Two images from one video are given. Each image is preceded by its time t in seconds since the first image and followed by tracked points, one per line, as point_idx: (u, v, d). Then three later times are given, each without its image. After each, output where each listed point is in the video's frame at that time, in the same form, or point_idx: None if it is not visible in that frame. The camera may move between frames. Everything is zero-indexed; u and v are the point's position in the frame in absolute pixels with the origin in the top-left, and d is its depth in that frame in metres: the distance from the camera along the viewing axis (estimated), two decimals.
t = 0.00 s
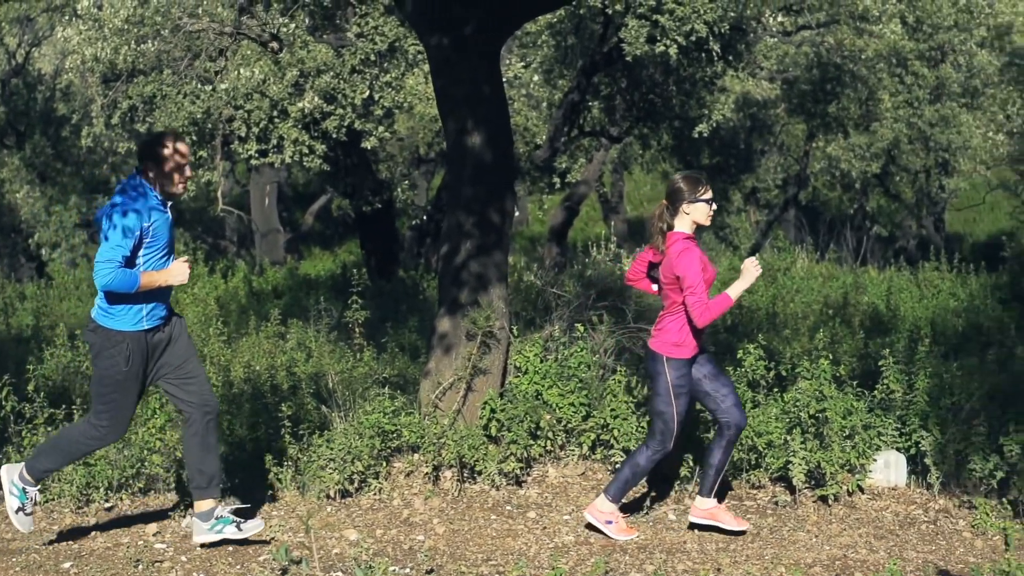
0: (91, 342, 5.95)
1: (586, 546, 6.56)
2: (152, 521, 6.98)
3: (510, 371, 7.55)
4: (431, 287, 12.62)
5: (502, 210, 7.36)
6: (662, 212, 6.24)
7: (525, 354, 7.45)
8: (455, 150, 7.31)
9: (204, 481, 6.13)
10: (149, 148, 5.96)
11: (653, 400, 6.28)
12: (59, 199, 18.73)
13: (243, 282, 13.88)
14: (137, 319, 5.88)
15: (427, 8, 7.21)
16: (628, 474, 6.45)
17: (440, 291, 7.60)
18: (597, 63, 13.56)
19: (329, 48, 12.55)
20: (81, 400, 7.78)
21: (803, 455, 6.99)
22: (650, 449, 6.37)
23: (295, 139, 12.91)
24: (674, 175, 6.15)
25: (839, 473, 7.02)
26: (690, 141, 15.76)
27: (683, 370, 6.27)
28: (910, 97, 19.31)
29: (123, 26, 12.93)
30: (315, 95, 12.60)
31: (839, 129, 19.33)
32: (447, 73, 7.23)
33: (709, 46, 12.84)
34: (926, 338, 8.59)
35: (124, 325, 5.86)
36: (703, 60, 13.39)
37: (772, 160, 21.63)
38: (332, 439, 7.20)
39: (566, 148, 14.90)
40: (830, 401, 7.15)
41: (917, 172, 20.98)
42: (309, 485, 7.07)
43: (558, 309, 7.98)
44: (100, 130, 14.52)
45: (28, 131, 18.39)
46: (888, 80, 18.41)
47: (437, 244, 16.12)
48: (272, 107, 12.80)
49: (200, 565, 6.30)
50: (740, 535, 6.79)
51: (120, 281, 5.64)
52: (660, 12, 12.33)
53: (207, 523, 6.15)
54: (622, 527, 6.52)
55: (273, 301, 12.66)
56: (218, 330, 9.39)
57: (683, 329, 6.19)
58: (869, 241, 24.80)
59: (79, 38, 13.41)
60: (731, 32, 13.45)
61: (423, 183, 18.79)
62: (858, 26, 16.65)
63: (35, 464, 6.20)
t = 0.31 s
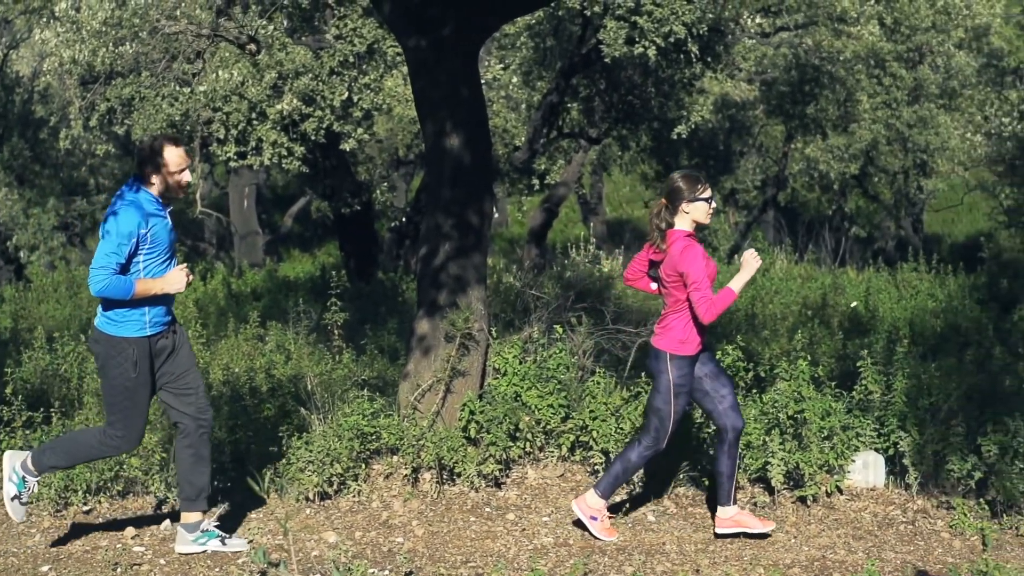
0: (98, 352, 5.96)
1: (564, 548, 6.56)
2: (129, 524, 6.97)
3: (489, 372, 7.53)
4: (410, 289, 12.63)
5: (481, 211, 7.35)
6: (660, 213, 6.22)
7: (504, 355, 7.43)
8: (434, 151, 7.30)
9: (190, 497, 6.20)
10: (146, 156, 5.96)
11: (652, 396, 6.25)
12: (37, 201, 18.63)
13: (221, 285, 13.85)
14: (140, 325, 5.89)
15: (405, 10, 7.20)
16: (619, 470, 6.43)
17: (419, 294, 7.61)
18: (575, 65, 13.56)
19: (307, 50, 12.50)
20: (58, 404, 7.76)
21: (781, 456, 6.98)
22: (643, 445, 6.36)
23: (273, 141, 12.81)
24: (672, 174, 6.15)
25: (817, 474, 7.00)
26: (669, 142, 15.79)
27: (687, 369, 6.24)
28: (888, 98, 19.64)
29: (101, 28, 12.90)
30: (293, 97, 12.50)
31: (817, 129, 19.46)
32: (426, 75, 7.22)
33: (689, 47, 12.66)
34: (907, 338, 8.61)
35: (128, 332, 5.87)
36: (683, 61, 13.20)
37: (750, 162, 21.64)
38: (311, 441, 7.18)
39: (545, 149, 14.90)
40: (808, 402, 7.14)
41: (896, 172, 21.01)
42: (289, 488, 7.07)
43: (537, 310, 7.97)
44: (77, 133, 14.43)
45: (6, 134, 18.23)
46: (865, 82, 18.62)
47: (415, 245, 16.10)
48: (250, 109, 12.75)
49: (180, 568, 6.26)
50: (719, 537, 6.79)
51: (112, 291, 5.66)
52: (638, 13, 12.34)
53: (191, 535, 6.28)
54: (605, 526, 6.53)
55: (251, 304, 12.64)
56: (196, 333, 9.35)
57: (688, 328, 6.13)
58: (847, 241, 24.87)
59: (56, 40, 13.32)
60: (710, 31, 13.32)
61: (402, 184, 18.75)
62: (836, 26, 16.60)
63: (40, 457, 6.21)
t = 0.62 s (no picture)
0: (102, 363, 5.99)
1: (543, 550, 6.57)
2: (107, 527, 6.95)
3: (468, 374, 7.50)
4: (389, 291, 12.66)
5: (459, 214, 7.36)
6: (658, 215, 6.21)
7: (483, 358, 7.37)
8: (412, 154, 7.31)
9: (173, 508, 6.19)
10: (142, 162, 5.85)
11: (655, 398, 6.26)
12: (16, 205, 18.58)
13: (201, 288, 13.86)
14: (143, 335, 5.91)
15: (382, 12, 7.19)
16: (617, 469, 6.47)
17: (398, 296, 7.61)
18: (554, 67, 13.58)
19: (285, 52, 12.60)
20: (36, 407, 7.75)
21: (760, 458, 7.03)
22: (643, 446, 6.41)
23: (252, 143, 12.87)
24: (670, 177, 6.13)
25: (795, 475, 7.05)
26: (647, 144, 15.85)
27: (689, 371, 6.23)
28: (866, 100, 19.72)
29: (78, 31, 12.54)
30: (271, 100, 12.60)
31: (796, 132, 19.56)
32: (403, 78, 7.23)
33: (666, 49, 12.76)
34: (884, 338, 8.65)
35: (131, 342, 5.89)
36: (661, 64, 13.33)
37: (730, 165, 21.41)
38: (289, 444, 7.14)
39: (523, 152, 14.96)
40: (787, 403, 7.15)
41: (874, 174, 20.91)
42: (267, 490, 7.05)
43: (515, 313, 7.95)
44: (55, 136, 14.40)
45: None
46: (844, 84, 18.99)
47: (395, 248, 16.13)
48: (229, 111, 12.79)
49: (157, 571, 6.24)
50: (697, 538, 6.81)
51: (107, 302, 5.67)
52: (616, 16, 12.38)
53: (170, 542, 6.26)
54: (591, 522, 6.53)
55: (230, 307, 12.64)
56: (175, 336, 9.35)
57: (690, 329, 6.14)
58: (825, 243, 24.96)
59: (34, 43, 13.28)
60: (689, 33, 13.52)
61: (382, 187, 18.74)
62: (815, 28, 17.18)
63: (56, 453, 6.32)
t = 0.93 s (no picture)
0: (108, 375, 5.91)
1: (523, 552, 6.57)
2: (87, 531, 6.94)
3: (448, 377, 7.51)
4: (370, 293, 12.68)
5: (438, 216, 7.36)
6: (658, 219, 6.20)
7: (461, 359, 7.38)
8: (391, 156, 7.31)
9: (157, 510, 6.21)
10: (144, 168, 5.83)
11: (659, 405, 6.18)
12: None
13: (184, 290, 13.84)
14: (142, 345, 5.85)
15: (362, 14, 7.20)
16: (621, 471, 6.43)
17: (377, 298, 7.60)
18: (533, 68, 13.61)
19: (264, 54, 12.67)
20: (14, 411, 7.72)
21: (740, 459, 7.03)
22: (649, 453, 6.36)
23: (231, 146, 12.83)
24: (670, 182, 6.11)
25: (775, 476, 7.05)
26: (627, 146, 15.90)
27: (693, 378, 6.16)
28: (845, 102, 19.73)
29: (56, 33, 12.60)
30: (251, 102, 12.64)
31: (775, 133, 19.63)
32: (382, 80, 7.22)
33: (645, 51, 12.83)
34: (863, 340, 8.67)
35: (130, 352, 5.83)
36: (640, 66, 13.45)
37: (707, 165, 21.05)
38: (270, 447, 7.14)
39: (503, 153, 15.00)
40: (766, 404, 7.16)
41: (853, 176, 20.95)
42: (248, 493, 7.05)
43: (495, 315, 7.93)
44: (34, 139, 14.36)
45: None
46: (823, 85, 19.12)
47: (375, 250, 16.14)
48: (207, 115, 12.75)
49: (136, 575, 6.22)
50: (677, 540, 6.81)
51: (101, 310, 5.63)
52: (595, 18, 12.41)
53: (150, 544, 6.25)
54: (585, 519, 6.48)
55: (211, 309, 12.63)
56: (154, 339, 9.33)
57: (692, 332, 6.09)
58: (807, 244, 25.03)
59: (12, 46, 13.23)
60: (666, 36, 13.56)
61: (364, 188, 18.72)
62: (793, 29, 17.88)
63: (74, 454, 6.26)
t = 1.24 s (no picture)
0: (113, 381, 5.94)
1: (501, 555, 6.57)
2: (64, 535, 6.90)
3: (425, 379, 7.51)
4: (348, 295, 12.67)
5: (415, 219, 7.37)
6: (660, 229, 6.20)
7: (439, 362, 7.37)
8: (368, 158, 7.30)
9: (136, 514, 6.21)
10: (149, 173, 5.87)
11: (666, 416, 6.22)
12: None
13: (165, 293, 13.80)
14: (143, 350, 5.87)
15: (339, 17, 7.20)
16: (630, 477, 6.44)
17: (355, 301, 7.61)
18: (510, 71, 13.64)
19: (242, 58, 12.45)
20: None
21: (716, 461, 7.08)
22: (659, 464, 6.36)
23: (208, 149, 12.53)
24: (669, 192, 6.12)
25: (752, 478, 7.11)
26: (604, 148, 15.91)
27: (696, 388, 6.21)
28: (823, 104, 19.75)
29: (32, 37, 12.77)
30: (228, 105, 12.34)
31: (752, 134, 19.65)
32: (359, 82, 7.22)
33: (622, 53, 12.87)
34: (840, 341, 8.68)
35: (130, 356, 5.86)
36: (618, 68, 13.45)
37: (686, 166, 21.17)
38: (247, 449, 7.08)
39: (481, 155, 15.03)
40: (743, 406, 7.22)
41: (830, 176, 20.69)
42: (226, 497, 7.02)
43: (473, 317, 7.93)
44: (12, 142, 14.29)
45: None
46: (800, 87, 19.27)
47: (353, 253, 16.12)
48: (184, 117, 12.46)
49: None
50: (655, 542, 6.81)
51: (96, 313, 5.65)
52: (573, 20, 12.40)
53: (128, 547, 6.24)
54: (587, 517, 6.51)
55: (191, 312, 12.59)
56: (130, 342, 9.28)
57: (694, 341, 6.13)
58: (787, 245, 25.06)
59: None
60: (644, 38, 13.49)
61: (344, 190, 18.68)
62: (770, 32, 18.51)
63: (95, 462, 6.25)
